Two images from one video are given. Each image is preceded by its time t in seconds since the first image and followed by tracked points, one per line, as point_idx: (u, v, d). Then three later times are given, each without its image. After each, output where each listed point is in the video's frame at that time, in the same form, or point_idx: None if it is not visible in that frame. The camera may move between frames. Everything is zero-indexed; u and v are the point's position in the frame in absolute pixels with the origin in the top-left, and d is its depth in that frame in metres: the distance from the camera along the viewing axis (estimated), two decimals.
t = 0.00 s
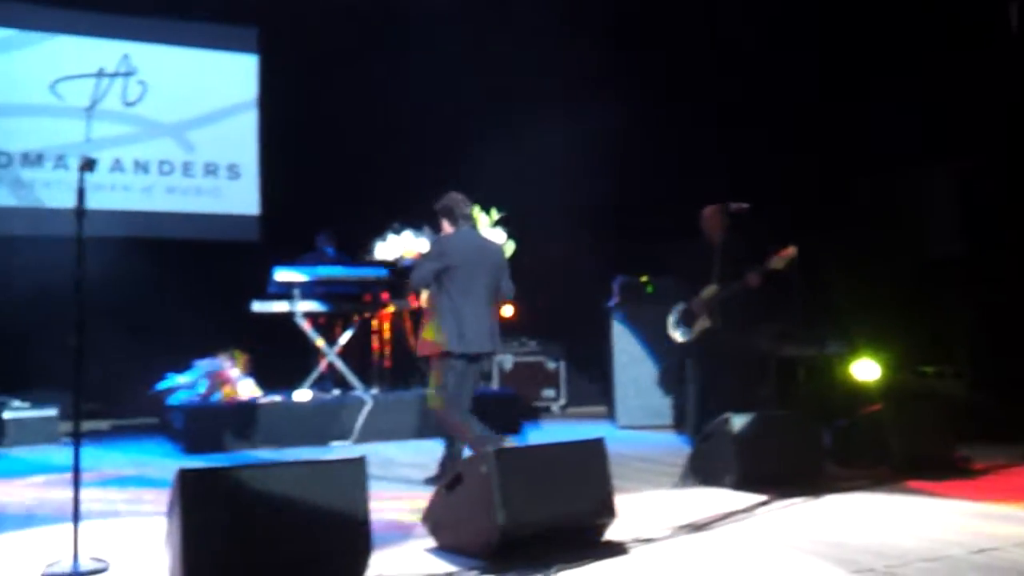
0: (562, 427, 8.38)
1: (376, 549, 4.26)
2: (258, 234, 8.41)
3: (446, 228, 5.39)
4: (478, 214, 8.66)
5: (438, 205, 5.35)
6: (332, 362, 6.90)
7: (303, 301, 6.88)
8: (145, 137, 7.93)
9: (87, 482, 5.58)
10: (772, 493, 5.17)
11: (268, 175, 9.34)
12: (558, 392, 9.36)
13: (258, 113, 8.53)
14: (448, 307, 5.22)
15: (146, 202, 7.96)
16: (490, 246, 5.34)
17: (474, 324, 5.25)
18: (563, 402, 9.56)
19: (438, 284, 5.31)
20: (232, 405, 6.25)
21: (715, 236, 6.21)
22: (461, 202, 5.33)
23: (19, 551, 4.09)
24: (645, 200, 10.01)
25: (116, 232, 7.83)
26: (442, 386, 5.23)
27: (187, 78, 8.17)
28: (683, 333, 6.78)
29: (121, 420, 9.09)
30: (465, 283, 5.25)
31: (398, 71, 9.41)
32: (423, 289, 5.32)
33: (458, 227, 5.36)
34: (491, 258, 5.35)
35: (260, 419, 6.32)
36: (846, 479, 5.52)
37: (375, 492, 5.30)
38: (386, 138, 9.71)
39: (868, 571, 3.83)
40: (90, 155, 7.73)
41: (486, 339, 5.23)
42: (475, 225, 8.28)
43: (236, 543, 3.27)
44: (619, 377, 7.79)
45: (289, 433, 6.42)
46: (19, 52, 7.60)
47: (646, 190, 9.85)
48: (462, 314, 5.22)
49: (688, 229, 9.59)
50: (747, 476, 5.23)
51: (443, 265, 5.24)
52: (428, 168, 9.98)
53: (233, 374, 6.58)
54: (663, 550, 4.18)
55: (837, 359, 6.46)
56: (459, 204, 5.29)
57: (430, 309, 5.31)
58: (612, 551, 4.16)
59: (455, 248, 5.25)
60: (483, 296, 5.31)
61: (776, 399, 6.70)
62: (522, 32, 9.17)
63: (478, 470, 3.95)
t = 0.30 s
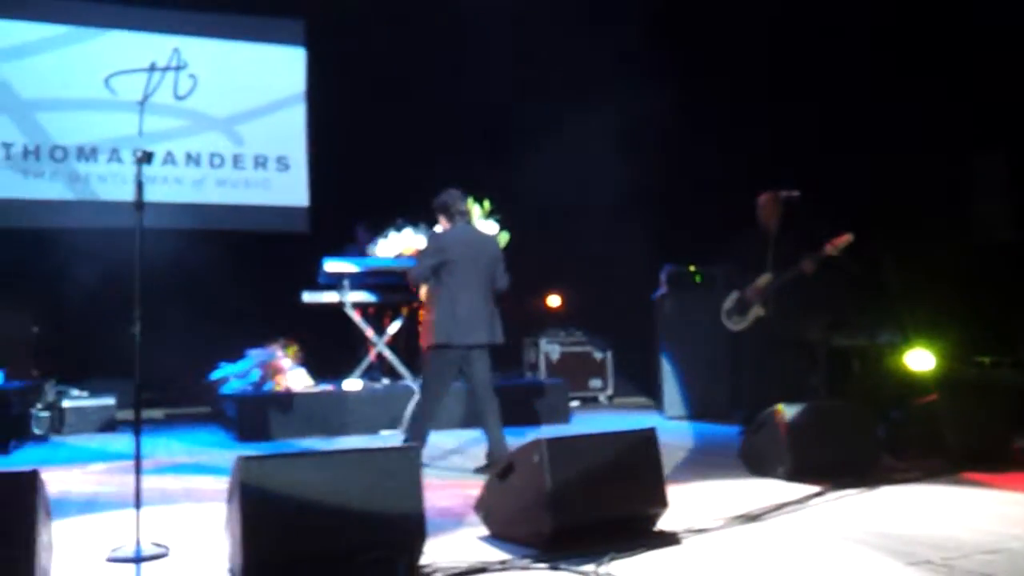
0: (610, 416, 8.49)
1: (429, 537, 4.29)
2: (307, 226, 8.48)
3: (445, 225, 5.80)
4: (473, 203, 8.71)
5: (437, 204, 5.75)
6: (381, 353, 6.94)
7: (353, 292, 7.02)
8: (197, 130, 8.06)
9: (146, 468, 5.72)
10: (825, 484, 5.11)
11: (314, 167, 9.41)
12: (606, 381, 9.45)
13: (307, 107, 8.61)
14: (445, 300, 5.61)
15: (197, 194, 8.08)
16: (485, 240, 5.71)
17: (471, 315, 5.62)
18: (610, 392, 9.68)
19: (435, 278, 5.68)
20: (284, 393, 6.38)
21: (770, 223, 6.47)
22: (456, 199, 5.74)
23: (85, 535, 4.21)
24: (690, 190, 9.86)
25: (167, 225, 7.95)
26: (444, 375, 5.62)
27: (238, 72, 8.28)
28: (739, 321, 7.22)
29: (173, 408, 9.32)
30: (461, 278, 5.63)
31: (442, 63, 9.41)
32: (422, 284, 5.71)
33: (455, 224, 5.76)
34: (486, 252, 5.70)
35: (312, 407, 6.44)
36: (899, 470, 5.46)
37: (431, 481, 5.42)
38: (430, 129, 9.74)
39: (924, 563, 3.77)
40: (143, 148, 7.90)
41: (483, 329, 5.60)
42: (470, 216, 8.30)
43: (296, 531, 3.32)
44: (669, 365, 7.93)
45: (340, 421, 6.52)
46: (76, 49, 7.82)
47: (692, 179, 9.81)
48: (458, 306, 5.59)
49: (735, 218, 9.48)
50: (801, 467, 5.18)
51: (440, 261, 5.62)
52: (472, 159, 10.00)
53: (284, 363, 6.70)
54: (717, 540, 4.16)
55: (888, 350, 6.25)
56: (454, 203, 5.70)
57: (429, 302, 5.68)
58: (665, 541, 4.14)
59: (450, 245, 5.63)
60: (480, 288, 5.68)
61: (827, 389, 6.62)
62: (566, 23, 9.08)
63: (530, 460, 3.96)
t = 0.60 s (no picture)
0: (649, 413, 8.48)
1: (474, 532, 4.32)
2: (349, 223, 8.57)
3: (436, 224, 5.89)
4: (470, 208, 8.25)
5: (429, 204, 5.85)
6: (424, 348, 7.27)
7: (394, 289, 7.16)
8: (239, 130, 8.16)
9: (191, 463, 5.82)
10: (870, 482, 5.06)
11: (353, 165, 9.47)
12: (646, 378, 9.48)
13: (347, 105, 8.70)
14: (431, 294, 5.67)
15: (241, 192, 8.18)
16: (474, 239, 5.80)
17: (455, 310, 5.70)
18: (650, 388, 9.70)
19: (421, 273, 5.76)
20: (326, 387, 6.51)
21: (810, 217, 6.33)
22: (449, 200, 5.81)
23: (135, 527, 4.29)
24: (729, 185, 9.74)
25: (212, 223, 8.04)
26: (427, 367, 5.66)
27: (281, 72, 8.39)
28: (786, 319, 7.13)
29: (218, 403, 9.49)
30: (448, 273, 5.71)
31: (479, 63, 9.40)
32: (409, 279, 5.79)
33: (445, 223, 5.84)
34: (474, 250, 5.79)
35: (355, 403, 6.55)
36: (945, 467, 5.39)
37: (472, 477, 5.47)
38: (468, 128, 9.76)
39: (972, 561, 3.71)
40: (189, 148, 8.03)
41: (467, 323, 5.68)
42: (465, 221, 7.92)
43: (343, 524, 3.36)
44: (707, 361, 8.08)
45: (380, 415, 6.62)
46: (123, 51, 7.97)
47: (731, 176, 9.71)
48: (443, 300, 5.67)
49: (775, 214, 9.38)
50: (845, 464, 5.14)
51: (427, 257, 5.70)
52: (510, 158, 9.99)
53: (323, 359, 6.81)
54: (761, 536, 4.13)
55: (935, 344, 6.41)
56: (447, 204, 5.79)
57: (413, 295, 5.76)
58: (709, 537, 4.12)
59: (438, 242, 5.72)
60: (466, 285, 5.76)
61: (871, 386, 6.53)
62: (603, 20, 9.06)
63: (572, 454, 3.97)
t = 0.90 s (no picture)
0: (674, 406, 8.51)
1: (502, 521, 4.36)
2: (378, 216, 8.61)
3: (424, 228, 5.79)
4: (460, 211, 8.09)
5: (416, 209, 5.73)
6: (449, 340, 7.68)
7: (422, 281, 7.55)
8: (270, 123, 8.25)
9: (223, 452, 5.92)
10: (898, 477, 5.03)
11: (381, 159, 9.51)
12: (672, 371, 9.52)
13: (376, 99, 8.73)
14: (419, 296, 5.56)
15: (272, 185, 8.27)
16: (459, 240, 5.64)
17: (442, 311, 5.56)
18: (676, 381, 9.74)
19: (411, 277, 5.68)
20: (356, 378, 6.63)
21: (840, 209, 6.22)
22: (435, 205, 5.68)
23: (168, 514, 4.37)
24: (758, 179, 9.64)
25: (242, 216, 8.14)
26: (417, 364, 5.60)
27: (311, 66, 8.44)
28: (814, 314, 6.90)
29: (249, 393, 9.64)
30: (434, 275, 5.58)
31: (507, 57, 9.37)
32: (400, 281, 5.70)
33: (432, 227, 5.71)
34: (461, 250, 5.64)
35: (383, 394, 6.67)
36: (975, 464, 5.36)
37: (499, 469, 5.50)
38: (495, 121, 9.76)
39: (1004, 558, 3.68)
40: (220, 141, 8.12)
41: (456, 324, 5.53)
42: (452, 224, 7.73)
43: (374, 514, 3.41)
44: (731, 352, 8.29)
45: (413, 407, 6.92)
46: (155, 45, 8.06)
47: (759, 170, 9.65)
48: (431, 302, 5.55)
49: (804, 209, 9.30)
50: (874, 459, 5.13)
51: (414, 260, 5.60)
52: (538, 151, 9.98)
53: (345, 350, 6.93)
54: (788, 531, 4.12)
55: (965, 340, 6.28)
56: (432, 208, 5.65)
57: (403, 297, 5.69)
58: (735, 530, 4.11)
59: (423, 244, 5.60)
60: (453, 286, 5.62)
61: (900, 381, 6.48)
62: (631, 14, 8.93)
63: (599, 445, 3.99)
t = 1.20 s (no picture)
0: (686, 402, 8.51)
1: (514, 516, 4.37)
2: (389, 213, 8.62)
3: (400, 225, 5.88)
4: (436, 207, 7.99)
5: (394, 206, 5.83)
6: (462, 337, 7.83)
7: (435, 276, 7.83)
8: (282, 120, 8.29)
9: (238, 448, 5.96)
10: (911, 473, 5.01)
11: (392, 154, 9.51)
12: (684, 367, 9.52)
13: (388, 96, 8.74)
14: (396, 291, 5.65)
15: (284, 182, 8.29)
16: (436, 236, 5.79)
17: (421, 305, 5.68)
18: (688, 377, 9.75)
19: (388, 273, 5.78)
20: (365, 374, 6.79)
21: (852, 205, 6.22)
22: (411, 202, 5.78)
23: (183, 509, 4.39)
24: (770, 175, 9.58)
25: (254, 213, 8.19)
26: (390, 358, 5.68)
27: (323, 63, 8.46)
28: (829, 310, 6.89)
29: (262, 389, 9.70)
30: (413, 271, 5.68)
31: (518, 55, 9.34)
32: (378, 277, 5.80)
33: (409, 225, 5.83)
34: (437, 246, 5.78)
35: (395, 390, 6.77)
36: (989, 460, 5.33)
37: (513, 465, 5.52)
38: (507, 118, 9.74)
39: (1018, 555, 3.65)
40: (233, 138, 8.15)
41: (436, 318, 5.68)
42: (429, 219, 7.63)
43: (385, 508, 3.43)
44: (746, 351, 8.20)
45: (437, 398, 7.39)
46: (168, 42, 8.11)
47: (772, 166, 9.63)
48: (410, 297, 5.65)
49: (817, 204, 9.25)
50: (887, 454, 5.11)
51: (392, 256, 5.68)
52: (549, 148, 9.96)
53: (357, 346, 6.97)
54: (802, 526, 4.11)
55: (979, 335, 6.20)
56: (409, 205, 5.75)
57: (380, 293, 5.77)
58: (748, 526, 4.10)
59: (401, 241, 5.69)
60: (430, 281, 5.73)
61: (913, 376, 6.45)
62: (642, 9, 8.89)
63: (611, 440, 4.00)
